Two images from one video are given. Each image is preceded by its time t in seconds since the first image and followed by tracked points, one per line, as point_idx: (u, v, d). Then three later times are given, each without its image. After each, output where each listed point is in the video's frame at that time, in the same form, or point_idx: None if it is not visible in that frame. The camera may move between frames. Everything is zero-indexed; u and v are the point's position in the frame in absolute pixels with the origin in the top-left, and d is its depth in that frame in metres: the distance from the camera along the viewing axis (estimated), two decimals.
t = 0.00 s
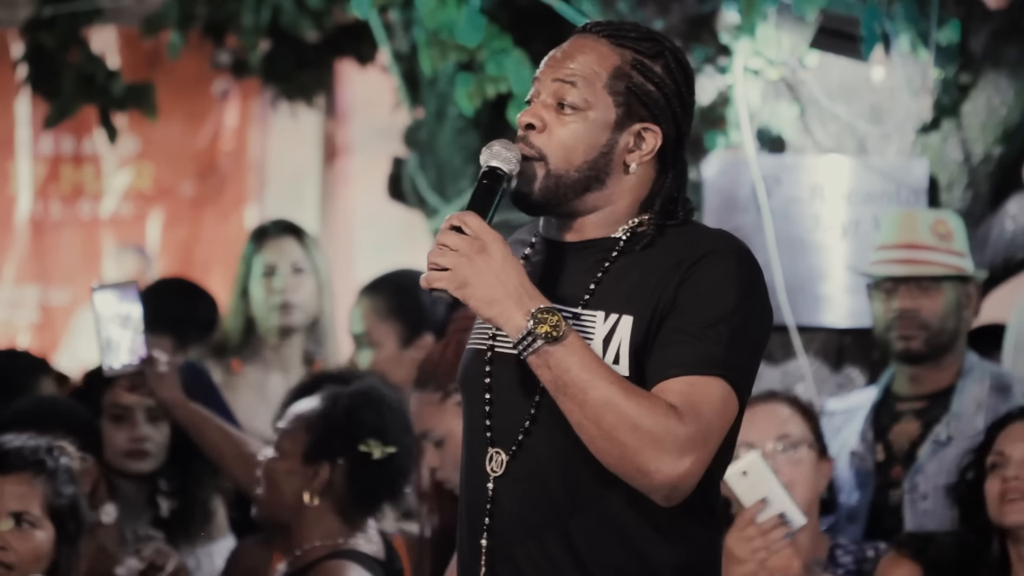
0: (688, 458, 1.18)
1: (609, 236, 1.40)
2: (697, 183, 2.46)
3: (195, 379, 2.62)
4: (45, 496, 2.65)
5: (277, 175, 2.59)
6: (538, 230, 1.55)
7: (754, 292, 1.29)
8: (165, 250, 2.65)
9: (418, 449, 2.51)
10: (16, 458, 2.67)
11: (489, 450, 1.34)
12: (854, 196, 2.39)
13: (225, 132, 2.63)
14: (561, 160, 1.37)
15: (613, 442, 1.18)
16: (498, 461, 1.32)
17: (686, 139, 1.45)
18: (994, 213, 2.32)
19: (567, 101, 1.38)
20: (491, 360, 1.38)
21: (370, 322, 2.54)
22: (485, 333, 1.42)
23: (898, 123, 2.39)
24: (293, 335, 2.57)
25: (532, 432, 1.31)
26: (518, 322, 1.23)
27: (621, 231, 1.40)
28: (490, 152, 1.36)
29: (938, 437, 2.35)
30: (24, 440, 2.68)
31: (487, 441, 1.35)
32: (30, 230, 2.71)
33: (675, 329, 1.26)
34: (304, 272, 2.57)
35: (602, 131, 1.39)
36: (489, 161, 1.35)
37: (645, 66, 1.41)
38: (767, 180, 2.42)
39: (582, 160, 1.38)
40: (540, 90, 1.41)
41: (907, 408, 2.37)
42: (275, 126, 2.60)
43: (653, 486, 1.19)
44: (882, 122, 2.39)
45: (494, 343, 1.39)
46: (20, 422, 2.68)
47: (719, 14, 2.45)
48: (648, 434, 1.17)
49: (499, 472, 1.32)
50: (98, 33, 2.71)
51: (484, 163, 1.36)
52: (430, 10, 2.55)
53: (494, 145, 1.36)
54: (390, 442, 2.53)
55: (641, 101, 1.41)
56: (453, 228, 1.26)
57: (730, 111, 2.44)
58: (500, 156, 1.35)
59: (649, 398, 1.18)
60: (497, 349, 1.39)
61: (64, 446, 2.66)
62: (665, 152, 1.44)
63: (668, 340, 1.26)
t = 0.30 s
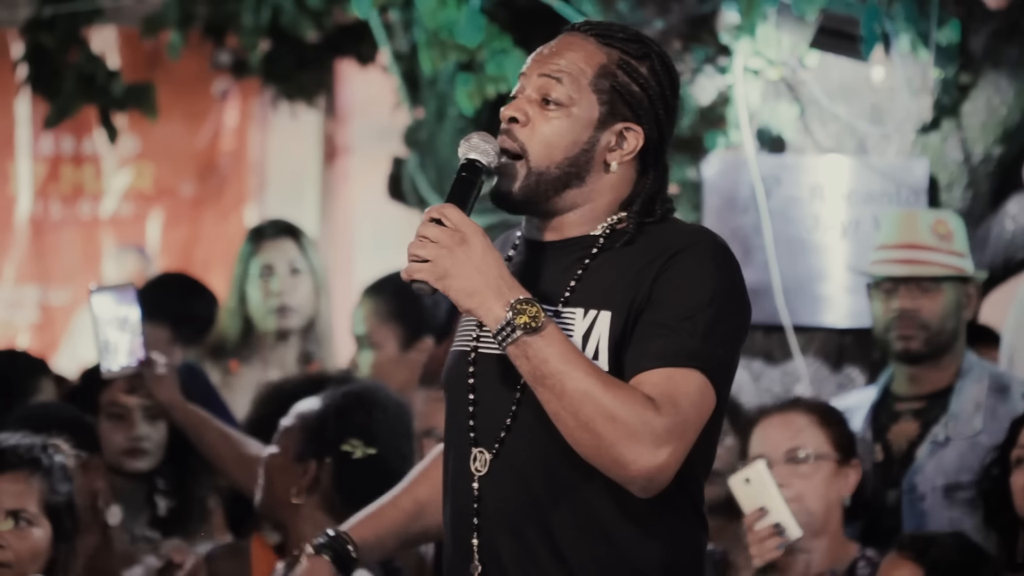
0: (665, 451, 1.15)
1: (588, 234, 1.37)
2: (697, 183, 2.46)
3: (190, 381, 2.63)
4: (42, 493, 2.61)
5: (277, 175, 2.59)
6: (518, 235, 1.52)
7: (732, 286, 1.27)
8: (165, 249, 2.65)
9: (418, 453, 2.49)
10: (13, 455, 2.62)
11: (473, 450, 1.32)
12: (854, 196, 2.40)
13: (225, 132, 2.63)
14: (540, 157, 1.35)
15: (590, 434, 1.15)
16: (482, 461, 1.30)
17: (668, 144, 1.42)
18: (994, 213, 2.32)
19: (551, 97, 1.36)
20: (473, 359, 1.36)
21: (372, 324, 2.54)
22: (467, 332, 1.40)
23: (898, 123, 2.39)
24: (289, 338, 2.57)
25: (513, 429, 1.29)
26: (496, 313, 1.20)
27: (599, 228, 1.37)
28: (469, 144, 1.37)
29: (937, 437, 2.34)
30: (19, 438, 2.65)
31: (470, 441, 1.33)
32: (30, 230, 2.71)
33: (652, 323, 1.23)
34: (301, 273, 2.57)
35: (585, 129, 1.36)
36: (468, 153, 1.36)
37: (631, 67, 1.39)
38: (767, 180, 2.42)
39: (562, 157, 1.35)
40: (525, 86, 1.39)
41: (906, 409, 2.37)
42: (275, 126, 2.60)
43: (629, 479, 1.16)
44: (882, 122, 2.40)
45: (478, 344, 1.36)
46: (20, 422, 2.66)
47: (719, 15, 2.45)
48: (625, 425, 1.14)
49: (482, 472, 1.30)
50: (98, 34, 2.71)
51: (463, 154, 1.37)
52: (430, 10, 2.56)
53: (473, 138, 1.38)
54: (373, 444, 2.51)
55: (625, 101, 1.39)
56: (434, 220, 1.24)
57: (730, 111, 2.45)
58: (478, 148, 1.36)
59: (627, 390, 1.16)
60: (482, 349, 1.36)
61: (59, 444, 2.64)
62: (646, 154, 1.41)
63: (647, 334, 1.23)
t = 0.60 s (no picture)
0: (635, 436, 1.19)
1: (549, 229, 1.42)
2: (698, 183, 2.45)
3: (189, 381, 2.64)
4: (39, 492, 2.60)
5: (277, 175, 2.59)
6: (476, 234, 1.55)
7: (692, 274, 1.31)
8: (166, 249, 2.65)
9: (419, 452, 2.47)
10: (10, 455, 2.62)
11: (439, 448, 1.36)
12: (854, 196, 2.39)
13: (225, 132, 2.63)
14: (501, 156, 1.40)
15: (561, 422, 1.18)
16: (449, 458, 1.34)
17: (624, 138, 1.48)
18: (994, 213, 2.32)
19: (509, 97, 1.41)
20: (437, 359, 1.39)
21: (372, 323, 2.53)
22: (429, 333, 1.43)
23: (898, 122, 2.39)
24: (289, 340, 2.57)
25: (480, 423, 1.34)
26: (464, 305, 1.22)
27: (559, 225, 1.42)
28: (435, 149, 1.36)
29: (936, 437, 2.34)
30: (15, 438, 2.65)
31: (437, 440, 1.37)
32: (30, 230, 2.70)
33: (615, 314, 1.28)
34: (298, 275, 2.57)
35: (544, 127, 1.41)
36: (435, 158, 1.35)
37: (585, 64, 1.45)
38: (767, 180, 2.42)
39: (522, 156, 1.40)
40: (482, 87, 1.44)
41: (905, 409, 2.37)
42: (276, 126, 2.60)
43: (601, 465, 1.19)
44: (882, 122, 2.39)
45: (441, 344, 1.39)
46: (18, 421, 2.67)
47: (719, 15, 2.45)
48: (595, 412, 1.17)
49: (450, 469, 1.34)
50: (97, 33, 2.71)
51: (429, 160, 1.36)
52: (430, 10, 2.55)
53: (439, 143, 1.37)
54: (368, 442, 2.43)
55: (582, 98, 1.44)
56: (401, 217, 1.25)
57: (730, 111, 2.44)
58: (445, 152, 1.35)
59: (595, 378, 1.19)
60: (445, 349, 1.39)
61: (56, 443, 2.64)
62: (604, 150, 1.47)
63: (610, 324, 1.28)
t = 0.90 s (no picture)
0: (603, 422, 1.19)
1: (506, 229, 1.41)
2: (697, 183, 2.45)
3: (192, 382, 2.63)
4: (37, 492, 2.64)
5: (277, 175, 2.59)
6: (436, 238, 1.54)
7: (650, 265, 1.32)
8: (166, 248, 2.65)
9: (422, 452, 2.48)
10: (7, 454, 2.66)
11: (403, 450, 1.34)
12: (854, 196, 2.39)
13: (225, 132, 2.63)
14: (463, 158, 1.40)
15: (529, 411, 1.18)
16: (412, 459, 1.33)
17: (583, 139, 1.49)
18: (994, 213, 2.33)
19: (470, 100, 1.41)
20: (400, 362, 1.39)
21: (376, 322, 2.52)
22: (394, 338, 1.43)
23: (898, 122, 2.38)
24: (295, 343, 2.56)
25: (441, 423, 1.32)
26: (428, 299, 1.23)
27: (516, 223, 1.41)
28: (394, 151, 1.37)
29: (936, 437, 2.35)
30: (13, 438, 2.67)
31: (400, 442, 1.36)
32: (30, 230, 2.70)
33: (575, 307, 1.27)
34: (305, 277, 2.56)
35: (505, 129, 1.42)
36: (394, 158, 1.35)
37: (545, 66, 1.46)
38: (767, 180, 2.41)
39: (484, 157, 1.40)
40: (443, 90, 1.44)
41: (904, 409, 2.38)
42: (275, 125, 2.60)
43: (571, 453, 1.19)
44: (882, 122, 2.39)
45: (405, 348, 1.39)
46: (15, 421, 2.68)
47: (719, 15, 2.45)
48: (561, 398, 1.17)
49: (413, 470, 1.32)
50: (98, 33, 2.71)
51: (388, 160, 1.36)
52: (430, 10, 2.55)
53: (398, 144, 1.38)
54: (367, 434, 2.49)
55: (542, 99, 1.45)
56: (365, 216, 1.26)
57: (730, 111, 2.44)
58: (404, 153, 1.36)
59: (561, 365, 1.19)
60: (408, 354, 1.39)
61: (53, 443, 2.66)
62: (563, 150, 1.47)
63: (569, 317, 1.27)
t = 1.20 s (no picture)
0: (598, 336, 1.24)
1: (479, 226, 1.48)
2: (698, 183, 2.45)
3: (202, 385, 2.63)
4: (36, 492, 2.54)
5: (277, 175, 2.59)
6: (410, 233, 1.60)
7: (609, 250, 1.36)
8: (166, 248, 2.65)
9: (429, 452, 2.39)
10: (6, 455, 2.57)
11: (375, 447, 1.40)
12: (854, 196, 2.39)
13: (225, 132, 2.63)
14: (444, 167, 1.43)
15: (530, 327, 1.21)
16: (383, 455, 1.38)
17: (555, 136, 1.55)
18: (995, 214, 2.33)
19: (449, 110, 1.44)
20: (374, 359, 1.44)
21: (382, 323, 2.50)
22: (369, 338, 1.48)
23: (898, 122, 2.39)
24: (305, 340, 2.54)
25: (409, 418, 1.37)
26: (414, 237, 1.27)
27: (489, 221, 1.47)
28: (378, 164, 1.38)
29: (936, 437, 2.36)
30: (13, 438, 2.61)
31: (372, 439, 1.41)
32: (30, 230, 2.70)
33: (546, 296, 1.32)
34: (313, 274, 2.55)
35: (485, 137, 1.45)
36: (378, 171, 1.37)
37: (518, 71, 1.50)
38: (767, 180, 2.42)
39: (465, 166, 1.44)
40: (418, 100, 1.45)
41: (905, 408, 2.38)
42: (276, 125, 2.60)
43: (571, 365, 1.22)
44: (882, 122, 2.40)
45: (378, 349, 1.44)
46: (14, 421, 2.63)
47: (719, 14, 2.45)
48: (553, 309, 1.22)
49: (383, 465, 1.38)
50: (97, 33, 2.71)
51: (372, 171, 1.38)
52: (430, 10, 2.55)
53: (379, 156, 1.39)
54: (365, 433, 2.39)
55: (519, 105, 1.49)
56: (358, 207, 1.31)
57: (730, 111, 2.44)
58: (387, 167, 1.38)
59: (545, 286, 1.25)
60: (381, 352, 1.44)
61: (53, 443, 2.61)
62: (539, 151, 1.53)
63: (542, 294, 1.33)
